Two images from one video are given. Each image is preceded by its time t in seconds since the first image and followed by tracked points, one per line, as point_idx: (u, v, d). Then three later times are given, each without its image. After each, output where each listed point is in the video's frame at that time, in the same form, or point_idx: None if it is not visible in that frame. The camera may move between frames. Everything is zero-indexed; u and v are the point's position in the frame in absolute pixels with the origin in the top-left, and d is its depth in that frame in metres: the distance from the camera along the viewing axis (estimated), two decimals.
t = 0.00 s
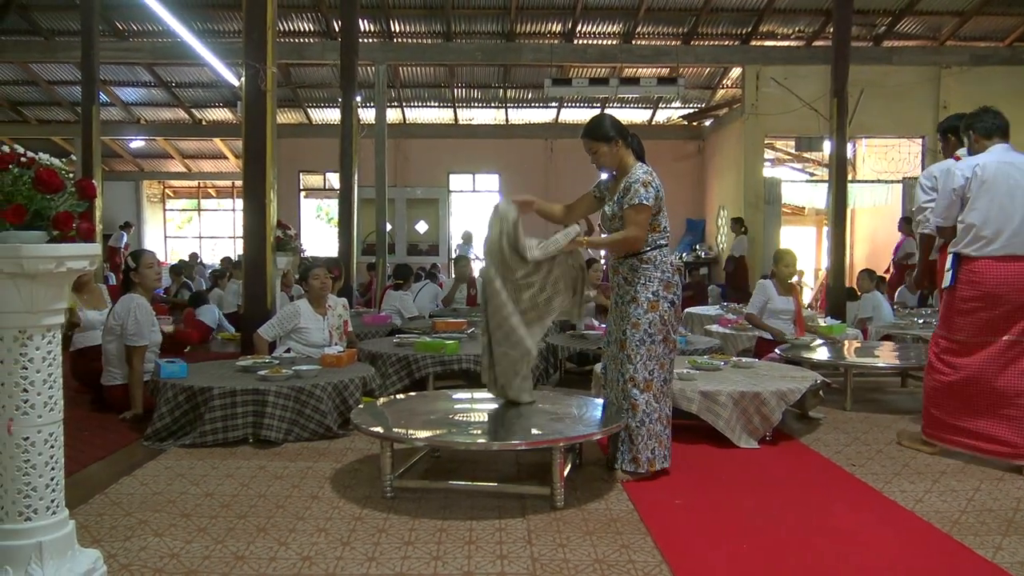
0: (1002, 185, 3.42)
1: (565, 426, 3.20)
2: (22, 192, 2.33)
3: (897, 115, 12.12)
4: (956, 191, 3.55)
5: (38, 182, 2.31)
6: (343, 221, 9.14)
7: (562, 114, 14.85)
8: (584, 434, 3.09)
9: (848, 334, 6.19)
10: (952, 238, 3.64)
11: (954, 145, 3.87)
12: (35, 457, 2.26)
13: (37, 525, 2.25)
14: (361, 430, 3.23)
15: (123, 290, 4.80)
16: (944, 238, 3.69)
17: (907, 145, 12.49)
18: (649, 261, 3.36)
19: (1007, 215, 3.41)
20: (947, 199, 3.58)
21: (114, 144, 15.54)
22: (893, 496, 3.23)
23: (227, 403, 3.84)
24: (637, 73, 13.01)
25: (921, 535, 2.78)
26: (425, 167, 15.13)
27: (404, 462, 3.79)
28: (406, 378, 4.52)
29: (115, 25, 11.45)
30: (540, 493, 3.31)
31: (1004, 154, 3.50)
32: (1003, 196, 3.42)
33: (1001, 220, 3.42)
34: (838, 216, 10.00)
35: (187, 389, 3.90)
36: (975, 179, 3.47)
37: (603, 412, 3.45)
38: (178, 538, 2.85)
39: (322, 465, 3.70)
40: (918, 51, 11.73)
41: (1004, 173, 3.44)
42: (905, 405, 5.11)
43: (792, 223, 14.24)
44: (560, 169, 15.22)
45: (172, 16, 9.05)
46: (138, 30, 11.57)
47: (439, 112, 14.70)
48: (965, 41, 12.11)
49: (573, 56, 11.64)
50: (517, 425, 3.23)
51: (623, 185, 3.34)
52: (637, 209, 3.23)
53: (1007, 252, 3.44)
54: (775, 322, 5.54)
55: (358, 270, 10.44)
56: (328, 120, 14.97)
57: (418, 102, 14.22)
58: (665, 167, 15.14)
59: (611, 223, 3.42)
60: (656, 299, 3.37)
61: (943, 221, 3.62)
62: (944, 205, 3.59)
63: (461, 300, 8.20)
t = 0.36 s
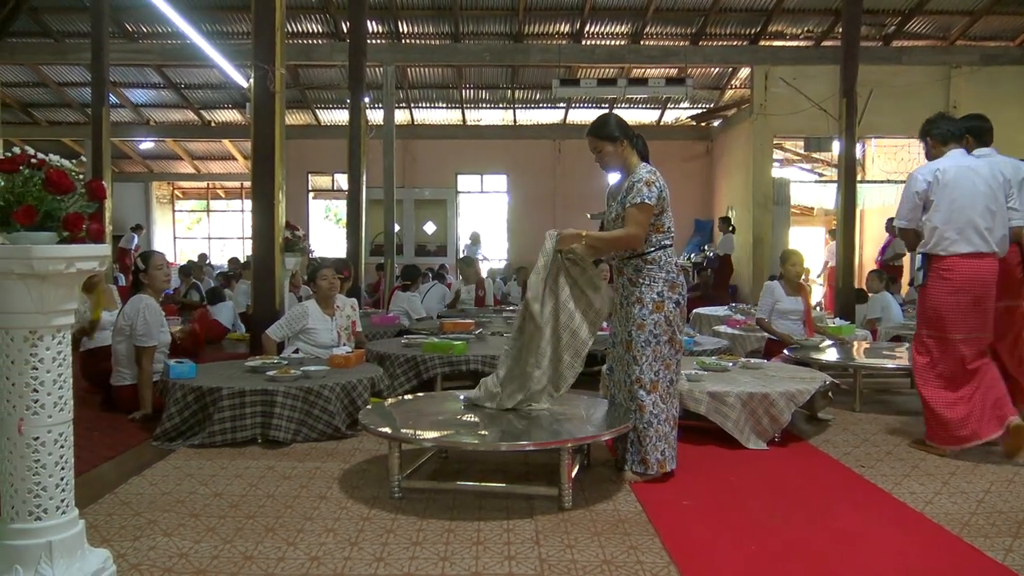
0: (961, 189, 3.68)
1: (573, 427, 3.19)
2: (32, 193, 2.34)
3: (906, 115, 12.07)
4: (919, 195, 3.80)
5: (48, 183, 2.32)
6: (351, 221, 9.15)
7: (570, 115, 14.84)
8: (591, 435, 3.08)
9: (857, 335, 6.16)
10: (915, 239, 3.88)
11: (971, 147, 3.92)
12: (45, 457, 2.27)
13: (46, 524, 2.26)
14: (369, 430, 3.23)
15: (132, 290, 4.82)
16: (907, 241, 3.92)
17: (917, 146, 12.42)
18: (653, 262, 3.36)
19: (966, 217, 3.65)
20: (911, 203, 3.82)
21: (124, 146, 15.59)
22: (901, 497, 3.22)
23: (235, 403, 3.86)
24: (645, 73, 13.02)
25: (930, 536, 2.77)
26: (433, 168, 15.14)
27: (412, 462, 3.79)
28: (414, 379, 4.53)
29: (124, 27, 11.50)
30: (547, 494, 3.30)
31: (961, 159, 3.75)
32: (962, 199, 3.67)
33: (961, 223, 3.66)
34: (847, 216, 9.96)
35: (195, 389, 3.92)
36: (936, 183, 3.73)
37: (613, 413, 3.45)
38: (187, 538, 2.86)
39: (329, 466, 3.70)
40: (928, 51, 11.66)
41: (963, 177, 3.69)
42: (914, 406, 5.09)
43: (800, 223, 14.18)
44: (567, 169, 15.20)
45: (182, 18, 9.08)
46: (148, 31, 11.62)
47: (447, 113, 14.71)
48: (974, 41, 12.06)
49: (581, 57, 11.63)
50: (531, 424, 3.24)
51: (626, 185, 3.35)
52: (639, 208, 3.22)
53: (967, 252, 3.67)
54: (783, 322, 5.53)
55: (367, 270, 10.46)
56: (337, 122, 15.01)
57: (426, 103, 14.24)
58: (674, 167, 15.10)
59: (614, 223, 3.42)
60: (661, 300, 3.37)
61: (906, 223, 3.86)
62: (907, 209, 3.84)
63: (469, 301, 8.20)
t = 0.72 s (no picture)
0: (934, 191, 3.82)
1: (576, 428, 3.19)
2: (36, 194, 2.34)
3: (910, 115, 12.05)
4: (899, 197, 3.97)
5: (51, 183, 2.32)
6: (355, 221, 9.16)
7: (573, 116, 14.83)
8: (594, 435, 3.08)
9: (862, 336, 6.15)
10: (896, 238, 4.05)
11: (988, 148, 4.08)
12: (49, 457, 2.27)
13: (50, 525, 2.27)
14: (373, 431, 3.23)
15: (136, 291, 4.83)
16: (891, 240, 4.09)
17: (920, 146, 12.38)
18: (655, 262, 3.36)
19: (938, 217, 3.79)
20: (892, 204, 3.99)
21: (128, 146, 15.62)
22: (905, 498, 3.22)
23: (238, 404, 3.86)
24: (648, 74, 13.03)
25: (932, 537, 2.77)
26: (436, 169, 15.15)
27: (414, 463, 3.79)
28: (417, 379, 4.54)
29: (129, 27, 11.53)
30: (551, 494, 3.30)
31: (942, 163, 3.88)
32: (936, 200, 3.81)
33: (933, 223, 3.81)
34: (851, 217, 9.94)
35: (199, 389, 3.93)
36: (913, 185, 3.88)
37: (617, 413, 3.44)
38: (190, 538, 2.86)
39: (333, 466, 3.71)
40: (932, 51, 11.63)
41: (937, 180, 3.83)
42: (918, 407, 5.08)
43: (804, 224, 14.15)
44: (571, 169, 15.19)
45: (186, 18, 9.10)
46: (152, 32, 11.63)
47: (450, 113, 14.72)
48: (978, 41, 12.03)
49: (584, 57, 11.61)
50: (535, 424, 3.24)
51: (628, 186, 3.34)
52: (640, 207, 3.23)
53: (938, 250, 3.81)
54: (787, 324, 5.52)
55: (370, 270, 10.48)
56: (340, 122, 15.03)
57: (429, 104, 14.25)
58: (677, 167, 15.09)
59: (615, 223, 3.42)
60: (662, 300, 3.36)
61: (888, 223, 4.03)
62: (887, 209, 4.01)
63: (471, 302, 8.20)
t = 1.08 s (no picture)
0: (914, 192, 4.11)
1: (576, 428, 3.19)
2: (36, 194, 2.34)
3: (910, 115, 12.05)
4: (887, 198, 4.29)
5: (52, 183, 2.32)
6: (355, 222, 9.16)
7: (573, 116, 14.83)
8: (595, 435, 3.08)
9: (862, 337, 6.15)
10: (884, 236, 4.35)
11: None
12: (49, 458, 2.27)
13: (50, 525, 2.27)
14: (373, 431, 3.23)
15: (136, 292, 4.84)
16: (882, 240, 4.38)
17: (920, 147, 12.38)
18: (655, 262, 3.35)
19: (917, 215, 4.08)
20: (881, 206, 4.32)
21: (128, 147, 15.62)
22: (905, 498, 3.22)
23: (238, 404, 3.87)
24: (648, 74, 13.04)
25: (932, 537, 2.77)
26: (436, 169, 15.16)
27: (414, 463, 3.79)
28: (417, 379, 4.54)
29: (129, 28, 11.55)
30: (551, 494, 3.30)
31: (927, 165, 4.17)
32: (916, 199, 4.10)
33: (912, 221, 4.10)
34: (852, 216, 9.94)
35: (199, 389, 3.93)
36: (897, 186, 4.20)
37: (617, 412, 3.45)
38: (190, 538, 2.86)
39: (333, 466, 3.71)
40: (932, 51, 11.62)
41: (918, 182, 4.13)
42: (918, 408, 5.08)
43: (804, 224, 14.13)
44: (571, 169, 15.19)
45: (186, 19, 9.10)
46: (152, 32, 11.64)
47: (450, 113, 14.73)
48: (979, 41, 12.03)
49: (584, 57, 11.59)
50: (536, 424, 3.24)
51: (627, 187, 3.35)
52: (643, 205, 3.22)
53: (918, 246, 4.08)
54: (787, 325, 5.52)
55: (370, 271, 10.48)
56: (340, 123, 15.03)
57: (429, 104, 14.26)
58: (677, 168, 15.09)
59: (614, 224, 3.41)
60: (662, 300, 3.37)
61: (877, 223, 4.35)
62: (876, 209, 4.34)
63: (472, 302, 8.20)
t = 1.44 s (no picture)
0: (885, 197, 4.37)
1: (574, 427, 3.20)
2: (34, 194, 2.34)
3: (908, 116, 12.07)
4: (864, 209, 4.54)
5: (50, 183, 2.32)
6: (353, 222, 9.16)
7: (571, 116, 14.82)
8: (593, 434, 3.08)
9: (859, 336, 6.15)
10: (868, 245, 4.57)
11: None
12: (47, 457, 2.27)
13: (48, 525, 2.26)
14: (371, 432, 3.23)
15: (134, 292, 4.84)
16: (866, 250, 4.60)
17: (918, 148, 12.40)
18: (652, 261, 3.35)
19: (892, 218, 4.33)
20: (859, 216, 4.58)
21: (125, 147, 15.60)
22: (903, 499, 3.22)
23: (237, 404, 3.87)
24: (646, 75, 13.05)
25: (931, 537, 2.78)
26: (434, 169, 15.16)
27: (412, 464, 3.79)
28: (415, 379, 4.55)
29: (127, 28, 11.55)
30: (550, 494, 3.30)
31: (894, 173, 4.46)
32: (892, 204, 4.34)
33: (888, 224, 4.35)
34: (850, 216, 9.94)
35: (197, 389, 3.93)
36: (871, 196, 4.46)
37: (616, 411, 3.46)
38: (188, 538, 2.86)
39: (331, 466, 3.71)
40: (931, 52, 11.62)
41: (887, 188, 4.39)
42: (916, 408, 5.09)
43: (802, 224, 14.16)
44: (569, 169, 15.18)
45: (185, 19, 9.10)
46: (150, 32, 11.65)
47: (448, 113, 14.73)
48: (976, 41, 12.04)
49: (583, 57, 11.58)
50: (533, 425, 3.23)
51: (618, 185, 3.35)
52: (645, 182, 3.24)
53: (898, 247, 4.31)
54: (786, 325, 5.53)
55: (368, 271, 10.47)
56: (338, 123, 15.03)
57: (427, 104, 14.26)
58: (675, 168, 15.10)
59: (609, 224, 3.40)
60: (661, 299, 3.37)
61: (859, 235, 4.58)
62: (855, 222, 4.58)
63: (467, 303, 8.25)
